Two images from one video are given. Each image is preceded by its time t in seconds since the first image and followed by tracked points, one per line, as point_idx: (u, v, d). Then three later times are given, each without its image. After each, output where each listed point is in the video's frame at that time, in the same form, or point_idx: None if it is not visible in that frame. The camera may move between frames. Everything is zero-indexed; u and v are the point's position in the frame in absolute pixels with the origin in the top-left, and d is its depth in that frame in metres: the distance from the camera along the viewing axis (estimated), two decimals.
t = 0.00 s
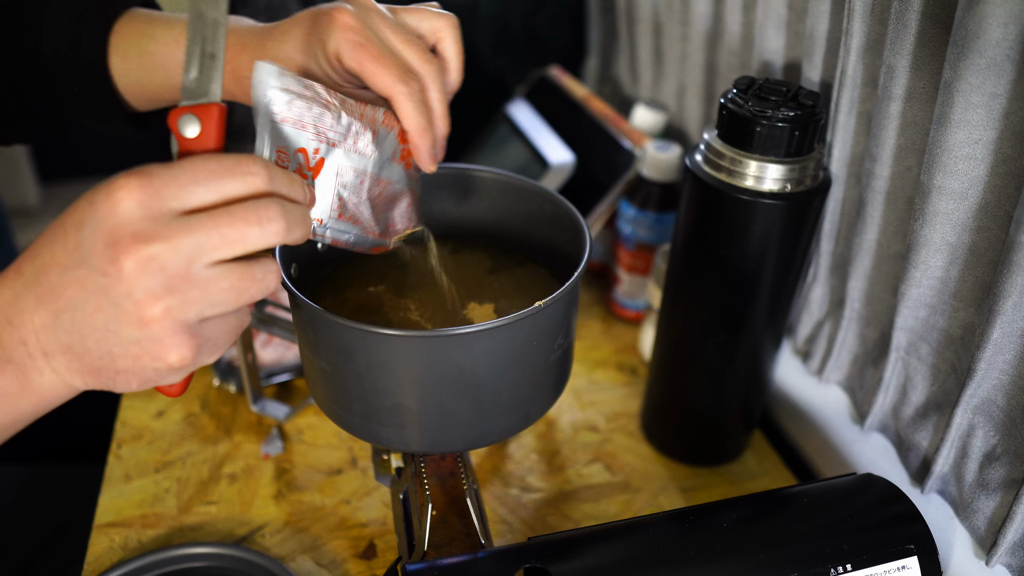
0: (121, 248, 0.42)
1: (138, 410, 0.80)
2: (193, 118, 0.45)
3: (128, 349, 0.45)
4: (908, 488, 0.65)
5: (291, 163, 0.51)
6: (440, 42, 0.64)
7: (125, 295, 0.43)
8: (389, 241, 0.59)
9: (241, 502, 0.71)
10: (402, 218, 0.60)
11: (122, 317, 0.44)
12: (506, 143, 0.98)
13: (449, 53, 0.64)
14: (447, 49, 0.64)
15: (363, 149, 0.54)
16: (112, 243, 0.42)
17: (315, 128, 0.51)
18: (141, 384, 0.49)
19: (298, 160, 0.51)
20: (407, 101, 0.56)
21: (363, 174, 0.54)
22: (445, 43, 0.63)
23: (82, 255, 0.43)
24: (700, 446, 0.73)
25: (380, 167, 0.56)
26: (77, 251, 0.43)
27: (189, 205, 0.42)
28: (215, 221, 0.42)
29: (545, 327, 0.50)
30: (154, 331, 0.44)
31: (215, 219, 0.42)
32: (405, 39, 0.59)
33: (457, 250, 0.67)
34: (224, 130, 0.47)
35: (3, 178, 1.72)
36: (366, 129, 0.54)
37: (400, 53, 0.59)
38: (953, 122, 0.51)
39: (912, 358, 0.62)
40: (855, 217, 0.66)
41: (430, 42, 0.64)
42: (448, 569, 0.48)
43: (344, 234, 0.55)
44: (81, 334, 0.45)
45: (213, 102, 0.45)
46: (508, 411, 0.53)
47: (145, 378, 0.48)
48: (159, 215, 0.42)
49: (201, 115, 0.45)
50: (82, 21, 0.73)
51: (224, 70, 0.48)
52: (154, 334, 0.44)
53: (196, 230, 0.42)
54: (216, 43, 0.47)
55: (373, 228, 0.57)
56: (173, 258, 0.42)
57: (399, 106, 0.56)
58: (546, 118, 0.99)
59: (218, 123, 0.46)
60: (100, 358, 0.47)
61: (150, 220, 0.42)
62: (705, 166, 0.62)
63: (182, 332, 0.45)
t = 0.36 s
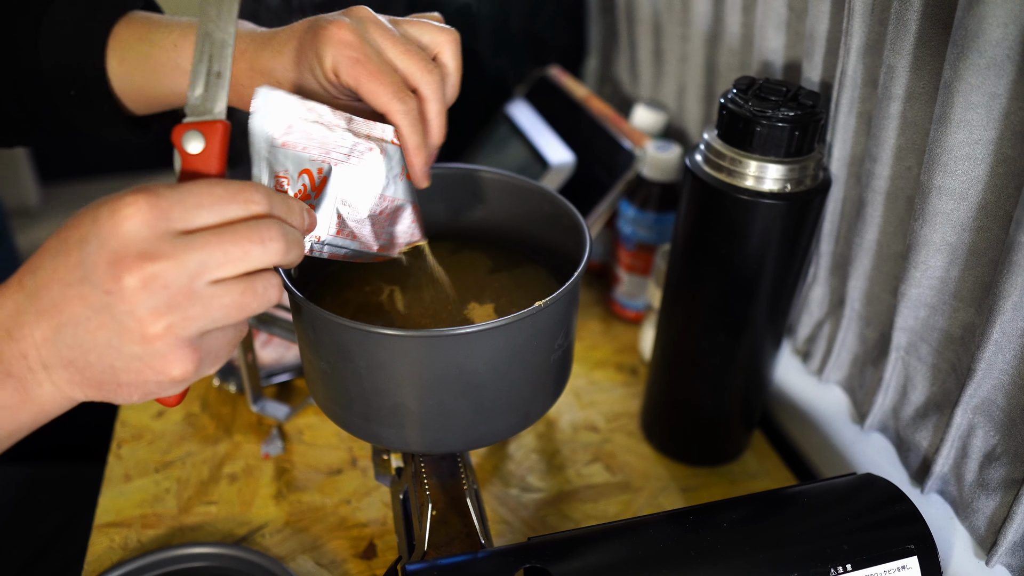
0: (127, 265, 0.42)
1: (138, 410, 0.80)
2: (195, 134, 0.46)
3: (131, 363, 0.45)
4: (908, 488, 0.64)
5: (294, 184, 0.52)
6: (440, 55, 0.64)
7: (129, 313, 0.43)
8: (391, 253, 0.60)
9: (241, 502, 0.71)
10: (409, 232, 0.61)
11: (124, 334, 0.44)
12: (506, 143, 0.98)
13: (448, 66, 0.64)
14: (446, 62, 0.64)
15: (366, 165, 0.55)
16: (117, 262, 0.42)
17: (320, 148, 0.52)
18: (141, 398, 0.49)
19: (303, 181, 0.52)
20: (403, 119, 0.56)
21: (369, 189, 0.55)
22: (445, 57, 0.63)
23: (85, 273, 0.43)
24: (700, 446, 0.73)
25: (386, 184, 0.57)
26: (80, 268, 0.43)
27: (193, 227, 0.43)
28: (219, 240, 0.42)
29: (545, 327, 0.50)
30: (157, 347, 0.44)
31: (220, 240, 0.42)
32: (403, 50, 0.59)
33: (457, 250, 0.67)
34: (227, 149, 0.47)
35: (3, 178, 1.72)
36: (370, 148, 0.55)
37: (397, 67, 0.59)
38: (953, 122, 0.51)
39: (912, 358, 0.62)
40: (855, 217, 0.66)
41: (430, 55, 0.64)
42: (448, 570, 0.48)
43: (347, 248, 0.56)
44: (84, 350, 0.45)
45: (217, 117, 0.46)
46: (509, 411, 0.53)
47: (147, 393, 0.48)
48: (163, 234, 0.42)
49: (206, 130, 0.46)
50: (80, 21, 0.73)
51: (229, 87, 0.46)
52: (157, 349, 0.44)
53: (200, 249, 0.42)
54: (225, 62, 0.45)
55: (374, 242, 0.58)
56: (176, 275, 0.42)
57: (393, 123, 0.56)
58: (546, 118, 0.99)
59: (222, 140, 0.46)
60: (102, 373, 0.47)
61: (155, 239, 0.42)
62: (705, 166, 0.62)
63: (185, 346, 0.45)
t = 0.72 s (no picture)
0: (108, 245, 0.41)
1: (137, 410, 0.80)
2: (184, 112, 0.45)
3: (121, 344, 0.46)
4: (908, 488, 0.65)
5: (293, 166, 0.53)
6: (454, 64, 0.66)
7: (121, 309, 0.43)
8: (367, 254, 0.61)
9: (241, 502, 0.71)
10: (390, 235, 0.62)
11: (110, 314, 0.44)
12: (506, 143, 0.98)
13: (462, 74, 0.66)
14: (460, 69, 0.66)
15: (370, 165, 0.56)
16: (97, 241, 0.42)
17: (331, 137, 0.54)
18: (136, 377, 0.49)
19: (303, 164, 0.53)
20: (414, 120, 0.57)
21: (368, 190, 0.57)
22: (459, 64, 0.66)
23: (66, 255, 0.43)
24: (700, 446, 0.73)
25: (382, 185, 0.57)
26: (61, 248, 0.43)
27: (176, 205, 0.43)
28: (203, 218, 0.42)
29: (545, 327, 0.50)
30: (147, 326, 0.44)
31: (203, 216, 0.42)
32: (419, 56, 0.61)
33: (457, 250, 0.67)
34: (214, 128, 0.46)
35: (3, 179, 1.72)
36: (377, 147, 0.56)
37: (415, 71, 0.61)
38: (953, 121, 0.51)
39: (912, 358, 0.62)
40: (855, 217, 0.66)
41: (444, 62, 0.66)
42: (448, 570, 0.48)
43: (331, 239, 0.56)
44: (70, 333, 0.45)
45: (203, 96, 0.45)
46: (509, 411, 0.53)
47: (141, 372, 0.49)
48: (145, 212, 0.42)
49: (193, 109, 0.45)
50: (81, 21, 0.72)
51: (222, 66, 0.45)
52: (147, 328, 0.45)
53: (184, 226, 0.42)
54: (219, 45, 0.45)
55: (354, 240, 0.58)
56: (159, 254, 0.42)
57: (405, 123, 0.57)
58: (546, 118, 0.99)
59: (208, 119, 0.46)
60: (91, 355, 0.47)
61: (135, 218, 0.41)
62: (705, 166, 0.62)
63: (175, 324, 0.45)
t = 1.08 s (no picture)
0: (118, 242, 0.41)
1: (137, 410, 0.80)
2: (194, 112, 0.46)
3: (131, 342, 0.46)
4: (908, 488, 0.65)
5: (297, 170, 0.52)
6: (464, 71, 0.67)
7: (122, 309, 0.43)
8: (371, 260, 0.60)
9: (241, 502, 0.71)
10: (392, 243, 0.62)
11: (120, 312, 0.44)
12: (506, 143, 0.98)
13: (471, 82, 0.67)
14: (470, 77, 0.67)
15: (368, 172, 0.56)
16: (107, 239, 0.42)
17: (331, 144, 0.53)
18: (143, 376, 0.49)
19: (306, 169, 0.53)
20: (423, 131, 0.57)
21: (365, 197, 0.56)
22: (469, 72, 0.67)
23: (76, 251, 0.43)
24: (700, 446, 0.73)
25: (380, 190, 0.57)
26: (71, 246, 0.43)
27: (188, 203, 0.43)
28: (212, 212, 0.42)
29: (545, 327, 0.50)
30: (157, 323, 0.44)
31: (212, 211, 0.42)
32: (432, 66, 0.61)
33: (457, 250, 0.67)
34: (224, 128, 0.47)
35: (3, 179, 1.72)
36: (377, 154, 0.56)
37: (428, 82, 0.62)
38: (953, 121, 0.51)
39: (912, 358, 0.62)
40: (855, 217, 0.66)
41: (455, 70, 0.67)
42: (448, 570, 0.48)
43: (333, 247, 0.55)
44: (81, 332, 0.45)
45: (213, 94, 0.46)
46: (508, 411, 0.53)
47: (149, 370, 0.49)
48: (156, 211, 0.42)
49: (203, 107, 0.46)
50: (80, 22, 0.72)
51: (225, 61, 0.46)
52: (157, 325, 0.44)
53: (194, 221, 0.42)
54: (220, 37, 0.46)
55: (359, 246, 0.58)
56: (171, 250, 0.42)
57: (415, 134, 0.57)
58: (546, 118, 0.99)
59: (219, 118, 0.46)
60: (102, 353, 0.47)
61: (146, 215, 0.42)
62: (705, 166, 0.62)
63: (185, 321, 0.45)
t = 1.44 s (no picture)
0: (116, 221, 0.41)
1: (137, 410, 0.80)
2: (190, 87, 0.42)
3: (132, 325, 0.46)
4: (908, 488, 0.64)
5: (304, 146, 0.52)
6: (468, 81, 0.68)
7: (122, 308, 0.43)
8: (366, 252, 0.58)
9: (241, 502, 0.71)
10: (388, 237, 0.59)
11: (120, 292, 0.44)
12: (506, 143, 0.98)
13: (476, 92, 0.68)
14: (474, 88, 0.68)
15: (376, 159, 0.55)
16: (105, 216, 0.41)
17: (340, 123, 0.53)
18: (145, 361, 0.49)
19: (312, 146, 0.52)
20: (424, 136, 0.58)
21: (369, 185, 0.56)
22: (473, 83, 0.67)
23: (75, 233, 0.43)
24: (700, 446, 0.73)
25: (386, 181, 0.56)
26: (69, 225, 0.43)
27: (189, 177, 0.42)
28: (215, 192, 0.42)
29: (545, 327, 0.50)
30: (158, 305, 0.44)
31: (216, 189, 0.42)
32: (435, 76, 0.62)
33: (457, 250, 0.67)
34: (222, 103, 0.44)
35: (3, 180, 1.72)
36: (386, 143, 0.55)
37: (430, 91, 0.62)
38: (953, 121, 0.51)
39: (912, 358, 0.62)
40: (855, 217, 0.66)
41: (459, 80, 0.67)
42: (448, 570, 0.48)
43: (330, 228, 0.54)
44: (80, 315, 0.46)
45: (211, 69, 0.42)
46: (509, 411, 0.53)
47: (150, 355, 0.49)
48: (156, 186, 0.42)
49: (199, 83, 0.42)
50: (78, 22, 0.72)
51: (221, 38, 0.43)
52: (158, 307, 0.44)
53: (195, 200, 0.41)
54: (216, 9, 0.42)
55: (356, 234, 0.56)
56: (171, 229, 0.41)
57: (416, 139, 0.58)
58: (546, 118, 0.99)
59: (215, 95, 0.43)
60: (102, 337, 0.47)
61: (145, 192, 0.41)
62: (705, 166, 0.62)
63: (187, 303, 0.45)
